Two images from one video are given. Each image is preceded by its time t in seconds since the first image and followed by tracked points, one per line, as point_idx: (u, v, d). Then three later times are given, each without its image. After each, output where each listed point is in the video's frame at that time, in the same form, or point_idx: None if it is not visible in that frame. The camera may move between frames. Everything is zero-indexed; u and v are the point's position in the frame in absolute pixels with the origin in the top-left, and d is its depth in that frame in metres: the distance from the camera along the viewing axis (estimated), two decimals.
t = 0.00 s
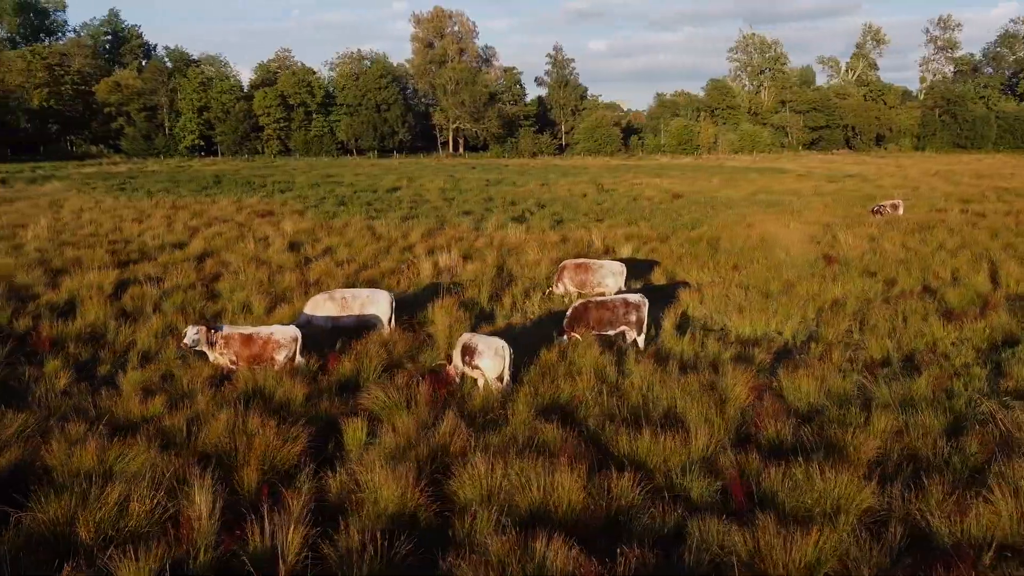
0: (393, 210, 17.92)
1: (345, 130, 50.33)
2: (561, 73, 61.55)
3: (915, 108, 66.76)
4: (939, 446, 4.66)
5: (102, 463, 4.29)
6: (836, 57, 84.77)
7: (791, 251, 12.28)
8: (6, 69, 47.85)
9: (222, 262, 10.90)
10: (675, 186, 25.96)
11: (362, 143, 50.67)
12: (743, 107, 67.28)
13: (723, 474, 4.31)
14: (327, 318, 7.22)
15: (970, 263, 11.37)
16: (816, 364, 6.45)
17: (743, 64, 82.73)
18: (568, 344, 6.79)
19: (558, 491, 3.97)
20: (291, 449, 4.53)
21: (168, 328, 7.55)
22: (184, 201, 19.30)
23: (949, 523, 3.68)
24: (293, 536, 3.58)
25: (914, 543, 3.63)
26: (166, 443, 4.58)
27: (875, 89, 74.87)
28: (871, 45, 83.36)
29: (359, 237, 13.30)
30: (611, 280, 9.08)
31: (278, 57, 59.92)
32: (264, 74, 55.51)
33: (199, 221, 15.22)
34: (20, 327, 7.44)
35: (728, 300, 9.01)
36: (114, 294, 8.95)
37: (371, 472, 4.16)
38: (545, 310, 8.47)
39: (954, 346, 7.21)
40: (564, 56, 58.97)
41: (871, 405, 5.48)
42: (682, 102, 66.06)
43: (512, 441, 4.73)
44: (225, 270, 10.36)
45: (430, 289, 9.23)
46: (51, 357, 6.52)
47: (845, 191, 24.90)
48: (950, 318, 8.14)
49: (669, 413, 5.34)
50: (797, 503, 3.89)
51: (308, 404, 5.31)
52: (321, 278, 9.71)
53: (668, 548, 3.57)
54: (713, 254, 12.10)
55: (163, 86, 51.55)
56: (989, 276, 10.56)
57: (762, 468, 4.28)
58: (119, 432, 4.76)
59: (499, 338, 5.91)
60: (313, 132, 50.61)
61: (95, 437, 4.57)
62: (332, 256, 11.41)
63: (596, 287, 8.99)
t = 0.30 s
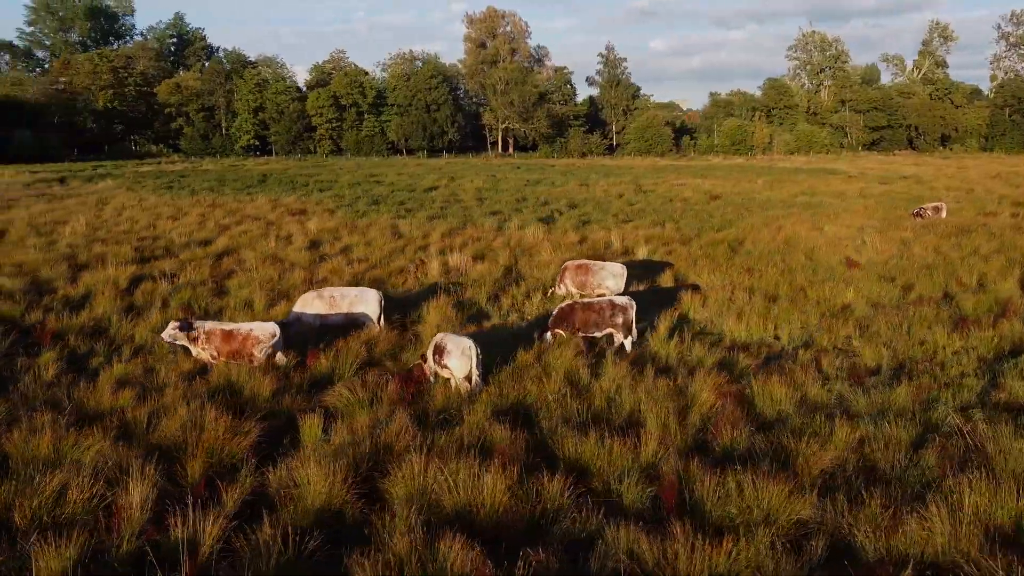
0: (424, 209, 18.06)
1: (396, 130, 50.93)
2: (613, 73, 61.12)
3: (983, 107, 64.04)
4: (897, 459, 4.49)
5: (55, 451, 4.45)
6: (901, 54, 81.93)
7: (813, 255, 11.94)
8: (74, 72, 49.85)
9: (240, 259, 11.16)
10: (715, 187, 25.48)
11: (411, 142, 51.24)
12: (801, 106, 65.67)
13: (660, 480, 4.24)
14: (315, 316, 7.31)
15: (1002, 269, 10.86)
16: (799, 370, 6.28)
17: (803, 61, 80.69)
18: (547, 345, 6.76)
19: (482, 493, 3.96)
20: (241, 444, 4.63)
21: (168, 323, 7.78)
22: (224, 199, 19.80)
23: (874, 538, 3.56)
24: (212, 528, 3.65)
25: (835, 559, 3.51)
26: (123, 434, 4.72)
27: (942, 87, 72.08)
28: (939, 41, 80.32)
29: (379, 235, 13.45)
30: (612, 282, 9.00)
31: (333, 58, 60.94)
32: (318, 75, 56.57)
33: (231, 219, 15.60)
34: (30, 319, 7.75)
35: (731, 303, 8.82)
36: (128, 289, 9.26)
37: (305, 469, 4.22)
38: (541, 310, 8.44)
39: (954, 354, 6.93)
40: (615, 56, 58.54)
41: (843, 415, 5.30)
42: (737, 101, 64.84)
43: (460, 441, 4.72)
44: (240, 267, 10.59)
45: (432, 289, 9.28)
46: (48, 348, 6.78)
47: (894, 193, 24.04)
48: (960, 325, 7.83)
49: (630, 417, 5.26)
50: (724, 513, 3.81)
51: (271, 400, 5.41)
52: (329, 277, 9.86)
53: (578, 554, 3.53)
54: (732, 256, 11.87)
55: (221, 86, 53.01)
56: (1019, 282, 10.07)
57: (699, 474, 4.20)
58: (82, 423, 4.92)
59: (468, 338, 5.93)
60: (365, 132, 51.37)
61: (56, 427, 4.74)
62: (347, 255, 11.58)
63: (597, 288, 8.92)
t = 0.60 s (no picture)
0: (453, 209, 18.15)
1: (446, 130, 51.34)
2: (666, 72, 60.48)
3: None
4: (849, 469, 4.33)
5: (16, 438, 4.61)
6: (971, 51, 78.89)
7: (836, 259, 11.60)
8: (139, 74, 51.68)
9: (258, 256, 11.41)
10: (758, 188, 24.96)
11: (462, 142, 51.62)
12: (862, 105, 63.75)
13: (593, 484, 4.18)
14: (305, 313, 7.43)
15: None
16: (779, 376, 6.12)
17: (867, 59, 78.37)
18: (527, 346, 6.74)
19: (406, 491, 3.97)
20: (192, 436, 4.73)
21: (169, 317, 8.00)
22: (262, 197, 20.26)
23: (790, 551, 3.45)
24: (136, 518, 3.74)
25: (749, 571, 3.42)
26: (84, 424, 4.88)
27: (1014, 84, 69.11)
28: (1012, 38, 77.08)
29: (400, 234, 13.57)
30: (612, 283, 8.90)
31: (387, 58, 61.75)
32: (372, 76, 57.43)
33: (263, 217, 15.95)
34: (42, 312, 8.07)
35: (734, 307, 8.63)
36: (143, 283, 9.56)
37: (242, 462, 4.28)
38: (536, 311, 8.40)
39: (952, 364, 6.65)
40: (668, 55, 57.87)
41: (809, 425, 5.13)
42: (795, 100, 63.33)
43: (406, 439, 4.74)
44: (255, 263, 10.83)
45: (434, 288, 9.32)
46: (49, 339, 7.05)
47: (946, 195, 23.14)
48: (966, 334, 7.51)
49: (587, 420, 5.20)
50: (643, 519, 3.74)
51: (237, 395, 5.51)
52: (336, 275, 9.99)
53: (486, 555, 3.51)
54: (750, 259, 11.61)
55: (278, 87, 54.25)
56: None
57: (633, 478, 4.13)
58: (50, 412, 5.09)
59: (437, 337, 5.94)
60: (416, 131, 51.94)
61: (23, 414, 4.93)
62: (362, 254, 11.73)
63: (597, 290, 8.83)
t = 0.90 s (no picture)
0: (485, 208, 18.19)
1: (498, 130, 51.53)
2: (723, 71, 59.45)
3: None
4: (791, 477, 4.20)
5: None
6: None
7: (859, 263, 11.24)
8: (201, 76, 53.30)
9: (276, 253, 11.64)
10: (803, 189, 24.29)
11: (513, 142, 51.70)
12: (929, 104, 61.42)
13: (522, 487, 4.14)
14: (296, 311, 7.56)
15: None
16: (755, 383, 5.96)
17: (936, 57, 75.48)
18: (506, 346, 6.73)
19: (330, 487, 3.99)
20: (149, 428, 4.85)
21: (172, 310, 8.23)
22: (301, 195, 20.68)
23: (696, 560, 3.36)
24: (66, 505, 3.85)
25: None
26: (50, 414, 5.05)
27: None
28: None
29: (420, 233, 13.67)
30: (613, 285, 8.79)
31: (442, 59, 62.27)
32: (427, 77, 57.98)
33: (296, 215, 16.26)
34: (55, 305, 8.40)
35: (733, 309, 8.43)
36: (159, 278, 9.86)
37: (184, 455, 4.37)
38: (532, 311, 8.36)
39: (947, 374, 6.38)
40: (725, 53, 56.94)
41: (769, 434, 4.99)
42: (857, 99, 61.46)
43: (353, 436, 4.78)
44: (271, 260, 11.05)
45: (436, 287, 9.35)
46: (52, 331, 7.34)
47: (1003, 199, 22.12)
48: (972, 344, 7.18)
49: (542, 422, 5.15)
50: (557, 524, 3.69)
51: (205, 389, 5.62)
52: (344, 273, 10.13)
53: (390, 554, 3.51)
54: (769, 262, 11.34)
55: (334, 88, 55.28)
56: None
57: (562, 481, 4.08)
58: (23, 401, 5.29)
59: (407, 335, 5.99)
60: (468, 131, 52.26)
61: None
62: (378, 252, 11.85)
63: (597, 291, 8.75)
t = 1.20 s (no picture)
0: (516, 209, 18.14)
1: (551, 130, 51.47)
2: (782, 70, 58.14)
3: None
4: (727, 487, 4.09)
5: None
6: None
7: (883, 269, 10.83)
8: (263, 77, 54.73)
9: (296, 251, 11.86)
10: (853, 192, 23.52)
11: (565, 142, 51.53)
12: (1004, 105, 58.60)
13: (449, 488, 4.13)
14: (289, 308, 7.69)
15: None
16: (728, 390, 5.81)
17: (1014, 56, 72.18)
18: (485, 347, 6.70)
19: (257, 482, 4.06)
20: (109, 418, 5.01)
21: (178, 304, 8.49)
22: (341, 195, 21.04)
23: (593, 566, 3.30)
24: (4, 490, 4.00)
25: None
26: (22, 404, 5.25)
27: None
28: None
29: (443, 233, 13.75)
30: (613, 287, 8.67)
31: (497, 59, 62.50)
32: (482, 77, 58.26)
33: (327, 214, 16.55)
34: (70, 298, 8.75)
35: (734, 314, 8.23)
36: (176, 274, 10.17)
37: (130, 446, 4.50)
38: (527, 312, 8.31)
39: (938, 387, 6.10)
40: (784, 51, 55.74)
41: (724, 443, 4.85)
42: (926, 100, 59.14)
43: (301, 433, 4.84)
44: (289, 258, 11.28)
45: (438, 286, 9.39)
46: (59, 323, 7.64)
47: None
48: (975, 355, 6.86)
49: (495, 424, 5.12)
50: (467, 526, 3.67)
51: (179, 384, 5.78)
52: (354, 271, 10.26)
53: (295, 548, 3.54)
54: (789, 266, 11.02)
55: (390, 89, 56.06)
56: None
57: (487, 483, 4.05)
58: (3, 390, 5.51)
59: (378, 335, 6.03)
60: (520, 131, 52.34)
61: None
62: (395, 251, 11.96)
63: (596, 293, 8.65)
